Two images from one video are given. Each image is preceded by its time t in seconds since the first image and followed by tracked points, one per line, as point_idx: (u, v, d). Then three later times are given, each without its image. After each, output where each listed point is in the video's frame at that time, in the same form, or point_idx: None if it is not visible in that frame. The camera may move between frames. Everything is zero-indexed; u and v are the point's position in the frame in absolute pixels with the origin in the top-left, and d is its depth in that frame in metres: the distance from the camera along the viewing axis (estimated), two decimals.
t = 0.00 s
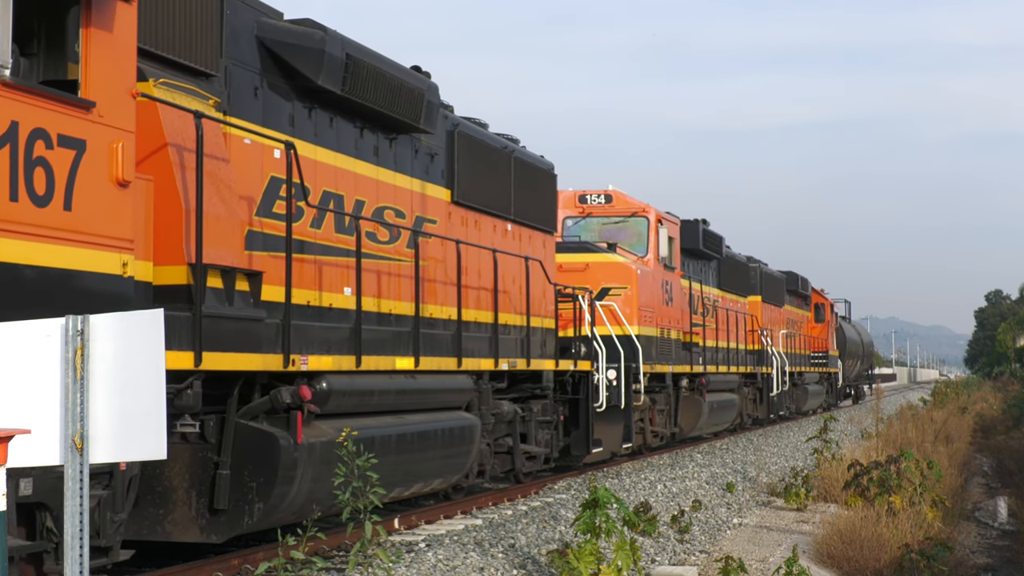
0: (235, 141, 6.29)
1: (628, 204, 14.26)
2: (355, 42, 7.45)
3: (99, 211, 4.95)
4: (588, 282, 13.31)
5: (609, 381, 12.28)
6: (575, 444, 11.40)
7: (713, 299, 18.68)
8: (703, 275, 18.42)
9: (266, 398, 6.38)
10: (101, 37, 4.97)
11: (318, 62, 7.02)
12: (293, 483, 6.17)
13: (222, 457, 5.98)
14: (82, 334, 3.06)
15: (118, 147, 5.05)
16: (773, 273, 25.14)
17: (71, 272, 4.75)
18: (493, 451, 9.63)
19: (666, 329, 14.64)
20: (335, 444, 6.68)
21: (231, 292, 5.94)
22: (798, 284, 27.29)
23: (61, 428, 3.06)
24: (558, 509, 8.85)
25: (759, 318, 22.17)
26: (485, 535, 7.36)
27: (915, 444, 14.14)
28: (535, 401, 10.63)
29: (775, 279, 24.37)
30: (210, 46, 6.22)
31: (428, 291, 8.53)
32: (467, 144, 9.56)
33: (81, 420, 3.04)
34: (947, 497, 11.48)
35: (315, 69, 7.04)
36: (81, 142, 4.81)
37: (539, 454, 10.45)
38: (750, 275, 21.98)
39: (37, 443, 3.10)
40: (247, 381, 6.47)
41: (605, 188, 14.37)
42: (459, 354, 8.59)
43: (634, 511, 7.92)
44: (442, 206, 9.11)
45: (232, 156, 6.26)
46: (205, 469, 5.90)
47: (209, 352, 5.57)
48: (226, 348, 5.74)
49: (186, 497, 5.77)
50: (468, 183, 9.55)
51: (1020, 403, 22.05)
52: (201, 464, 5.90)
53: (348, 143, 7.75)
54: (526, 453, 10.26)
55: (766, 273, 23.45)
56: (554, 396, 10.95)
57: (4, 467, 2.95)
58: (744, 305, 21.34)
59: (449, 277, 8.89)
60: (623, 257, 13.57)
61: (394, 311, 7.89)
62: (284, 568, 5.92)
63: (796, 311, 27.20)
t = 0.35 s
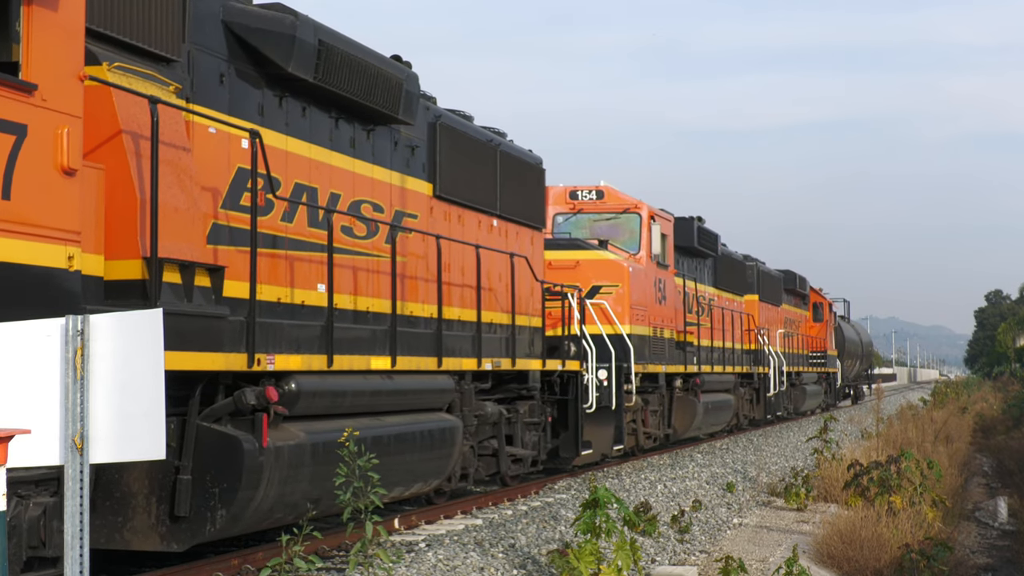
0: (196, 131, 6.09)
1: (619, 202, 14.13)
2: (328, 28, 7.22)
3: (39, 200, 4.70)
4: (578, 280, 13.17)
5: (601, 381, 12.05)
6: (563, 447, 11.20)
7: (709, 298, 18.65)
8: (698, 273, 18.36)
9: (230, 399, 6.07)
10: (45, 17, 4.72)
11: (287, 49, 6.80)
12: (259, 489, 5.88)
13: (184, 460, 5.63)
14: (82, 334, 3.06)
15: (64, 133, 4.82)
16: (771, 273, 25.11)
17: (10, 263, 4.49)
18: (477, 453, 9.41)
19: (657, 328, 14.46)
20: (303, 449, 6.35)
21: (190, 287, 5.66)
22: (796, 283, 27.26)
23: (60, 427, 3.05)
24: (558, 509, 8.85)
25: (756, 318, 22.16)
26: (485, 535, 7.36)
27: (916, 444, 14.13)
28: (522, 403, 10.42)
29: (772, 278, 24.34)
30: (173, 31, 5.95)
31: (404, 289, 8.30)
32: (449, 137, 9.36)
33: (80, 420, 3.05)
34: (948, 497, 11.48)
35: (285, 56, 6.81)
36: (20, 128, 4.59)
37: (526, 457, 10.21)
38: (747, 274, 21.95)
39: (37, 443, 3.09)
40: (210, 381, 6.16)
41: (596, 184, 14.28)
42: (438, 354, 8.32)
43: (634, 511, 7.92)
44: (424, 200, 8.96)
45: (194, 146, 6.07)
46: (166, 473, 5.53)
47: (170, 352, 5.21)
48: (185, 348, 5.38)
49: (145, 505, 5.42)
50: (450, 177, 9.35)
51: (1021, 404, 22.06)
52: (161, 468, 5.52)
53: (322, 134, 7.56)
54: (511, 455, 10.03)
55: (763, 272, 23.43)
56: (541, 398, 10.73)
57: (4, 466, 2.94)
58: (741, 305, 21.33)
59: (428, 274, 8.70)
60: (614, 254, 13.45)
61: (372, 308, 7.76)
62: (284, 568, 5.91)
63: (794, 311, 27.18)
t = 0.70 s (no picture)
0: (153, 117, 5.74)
1: (610, 197, 13.83)
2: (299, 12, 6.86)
3: None
4: (568, 277, 12.93)
5: (591, 381, 11.90)
6: (551, 450, 10.89)
7: (704, 296, 18.62)
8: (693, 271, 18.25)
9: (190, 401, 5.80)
10: None
11: (254, 33, 6.44)
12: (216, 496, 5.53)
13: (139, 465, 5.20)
14: (82, 334, 3.06)
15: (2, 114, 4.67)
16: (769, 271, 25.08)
17: None
18: (459, 456, 9.07)
19: (650, 327, 14.36)
20: (268, 452, 6.04)
21: (142, 284, 5.28)
22: (793, 282, 27.25)
23: (61, 427, 3.06)
24: (558, 510, 8.85)
25: (752, 317, 22.14)
26: (484, 535, 7.36)
27: (916, 444, 14.13)
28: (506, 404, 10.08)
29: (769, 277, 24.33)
30: (128, 12, 5.55)
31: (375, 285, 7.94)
32: (430, 128, 9.00)
33: (80, 420, 3.05)
34: (947, 497, 11.48)
35: (251, 40, 6.45)
36: None
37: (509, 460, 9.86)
38: (743, 272, 21.93)
39: (37, 442, 3.09)
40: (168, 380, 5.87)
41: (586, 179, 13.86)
42: (416, 354, 7.96)
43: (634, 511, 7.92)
44: (403, 194, 8.61)
45: (151, 136, 5.73)
46: (118, 481, 5.14)
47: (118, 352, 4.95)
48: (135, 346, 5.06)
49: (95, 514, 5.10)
50: (432, 170, 9.01)
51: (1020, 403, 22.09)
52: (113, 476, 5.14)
53: (294, 124, 7.20)
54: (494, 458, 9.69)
55: (760, 271, 23.40)
56: (526, 398, 10.41)
57: (4, 466, 2.94)
58: (737, 303, 21.31)
59: (404, 270, 8.40)
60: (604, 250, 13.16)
61: (346, 305, 7.52)
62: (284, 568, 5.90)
63: (792, 310, 27.18)
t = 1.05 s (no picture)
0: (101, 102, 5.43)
1: (601, 193, 13.74)
2: None
3: None
4: (557, 274, 12.74)
5: (580, 381, 11.82)
6: (536, 452, 10.83)
7: (699, 295, 18.59)
8: (687, 269, 18.18)
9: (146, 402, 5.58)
10: None
11: (214, 16, 6.13)
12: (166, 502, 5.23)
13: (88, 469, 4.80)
14: (82, 334, 3.06)
15: None
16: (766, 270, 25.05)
17: None
18: (440, 459, 8.89)
19: (641, 325, 14.31)
20: (227, 456, 5.72)
21: (85, 278, 5.09)
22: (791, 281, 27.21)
23: (61, 427, 3.06)
24: (558, 510, 8.84)
25: (748, 317, 22.12)
26: (484, 535, 7.36)
27: (916, 444, 14.13)
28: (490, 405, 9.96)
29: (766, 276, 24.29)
30: None
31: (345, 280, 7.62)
32: (408, 119, 8.70)
33: (80, 420, 3.04)
34: (947, 497, 11.48)
35: (211, 23, 6.14)
36: None
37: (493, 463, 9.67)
38: (739, 271, 21.89)
39: (37, 442, 3.09)
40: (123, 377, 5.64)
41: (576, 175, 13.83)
42: (391, 353, 7.66)
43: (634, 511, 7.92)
44: (379, 186, 8.31)
45: (100, 121, 5.42)
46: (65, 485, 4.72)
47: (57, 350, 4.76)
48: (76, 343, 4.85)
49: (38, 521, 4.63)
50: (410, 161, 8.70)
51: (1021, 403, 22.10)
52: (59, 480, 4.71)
53: (259, 112, 6.91)
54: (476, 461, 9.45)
55: (757, 270, 23.37)
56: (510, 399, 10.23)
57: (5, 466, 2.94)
58: (734, 302, 21.29)
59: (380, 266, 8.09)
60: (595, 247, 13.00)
61: (316, 302, 7.19)
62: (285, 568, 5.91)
63: (789, 309, 27.16)
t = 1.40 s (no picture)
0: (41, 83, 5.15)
1: (593, 188, 13.63)
2: None
3: None
4: (546, 271, 12.64)
5: (570, 383, 11.67)
6: (523, 457, 10.68)
7: (695, 295, 18.48)
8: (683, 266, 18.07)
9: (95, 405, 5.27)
10: None
11: None
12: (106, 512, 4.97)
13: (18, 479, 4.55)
14: (79, 335, 3.01)
15: None
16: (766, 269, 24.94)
17: None
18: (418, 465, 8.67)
19: (633, 325, 14.19)
20: (178, 464, 5.46)
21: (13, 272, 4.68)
22: (791, 280, 27.10)
23: (56, 428, 3.00)
24: (560, 512, 8.78)
25: (747, 317, 22.02)
26: (485, 538, 7.30)
27: (920, 446, 14.04)
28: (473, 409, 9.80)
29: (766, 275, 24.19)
30: None
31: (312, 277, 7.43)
32: (384, 107, 8.48)
33: (76, 421, 2.99)
34: (952, 500, 11.40)
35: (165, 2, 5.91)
36: None
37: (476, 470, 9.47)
38: (737, 270, 21.81)
39: (32, 444, 3.03)
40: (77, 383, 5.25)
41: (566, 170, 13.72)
42: (362, 354, 7.46)
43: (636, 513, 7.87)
44: (353, 177, 8.11)
45: (39, 103, 5.15)
46: None
47: None
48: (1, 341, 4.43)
49: None
50: (384, 152, 8.49)
51: None
52: None
53: (221, 98, 6.68)
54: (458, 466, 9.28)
55: (756, 269, 23.27)
56: (492, 403, 10.05)
57: None
58: (732, 302, 21.20)
59: (351, 261, 7.89)
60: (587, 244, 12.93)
61: (283, 299, 6.99)
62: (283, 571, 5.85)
63: (790, 309, 27.06)
